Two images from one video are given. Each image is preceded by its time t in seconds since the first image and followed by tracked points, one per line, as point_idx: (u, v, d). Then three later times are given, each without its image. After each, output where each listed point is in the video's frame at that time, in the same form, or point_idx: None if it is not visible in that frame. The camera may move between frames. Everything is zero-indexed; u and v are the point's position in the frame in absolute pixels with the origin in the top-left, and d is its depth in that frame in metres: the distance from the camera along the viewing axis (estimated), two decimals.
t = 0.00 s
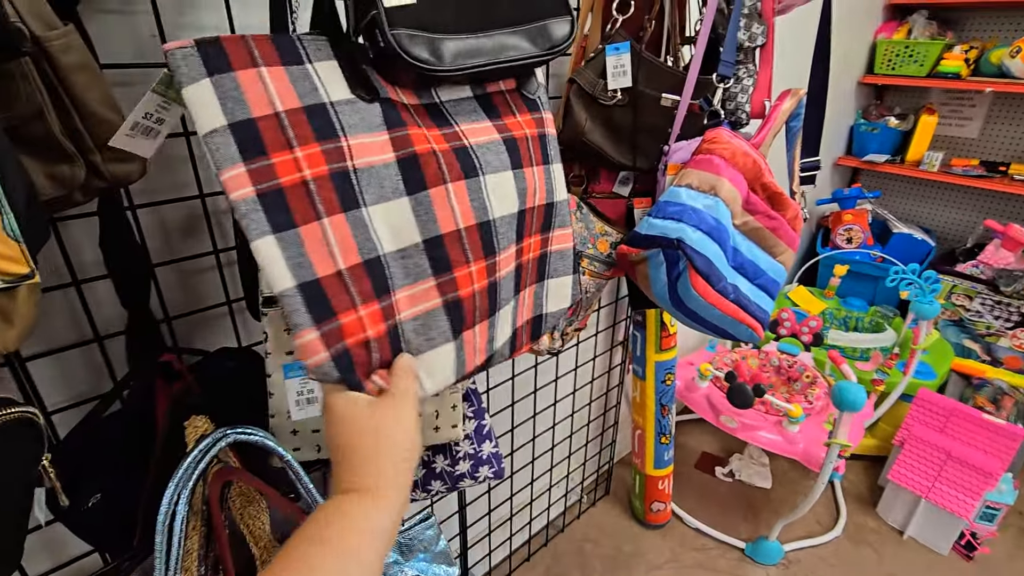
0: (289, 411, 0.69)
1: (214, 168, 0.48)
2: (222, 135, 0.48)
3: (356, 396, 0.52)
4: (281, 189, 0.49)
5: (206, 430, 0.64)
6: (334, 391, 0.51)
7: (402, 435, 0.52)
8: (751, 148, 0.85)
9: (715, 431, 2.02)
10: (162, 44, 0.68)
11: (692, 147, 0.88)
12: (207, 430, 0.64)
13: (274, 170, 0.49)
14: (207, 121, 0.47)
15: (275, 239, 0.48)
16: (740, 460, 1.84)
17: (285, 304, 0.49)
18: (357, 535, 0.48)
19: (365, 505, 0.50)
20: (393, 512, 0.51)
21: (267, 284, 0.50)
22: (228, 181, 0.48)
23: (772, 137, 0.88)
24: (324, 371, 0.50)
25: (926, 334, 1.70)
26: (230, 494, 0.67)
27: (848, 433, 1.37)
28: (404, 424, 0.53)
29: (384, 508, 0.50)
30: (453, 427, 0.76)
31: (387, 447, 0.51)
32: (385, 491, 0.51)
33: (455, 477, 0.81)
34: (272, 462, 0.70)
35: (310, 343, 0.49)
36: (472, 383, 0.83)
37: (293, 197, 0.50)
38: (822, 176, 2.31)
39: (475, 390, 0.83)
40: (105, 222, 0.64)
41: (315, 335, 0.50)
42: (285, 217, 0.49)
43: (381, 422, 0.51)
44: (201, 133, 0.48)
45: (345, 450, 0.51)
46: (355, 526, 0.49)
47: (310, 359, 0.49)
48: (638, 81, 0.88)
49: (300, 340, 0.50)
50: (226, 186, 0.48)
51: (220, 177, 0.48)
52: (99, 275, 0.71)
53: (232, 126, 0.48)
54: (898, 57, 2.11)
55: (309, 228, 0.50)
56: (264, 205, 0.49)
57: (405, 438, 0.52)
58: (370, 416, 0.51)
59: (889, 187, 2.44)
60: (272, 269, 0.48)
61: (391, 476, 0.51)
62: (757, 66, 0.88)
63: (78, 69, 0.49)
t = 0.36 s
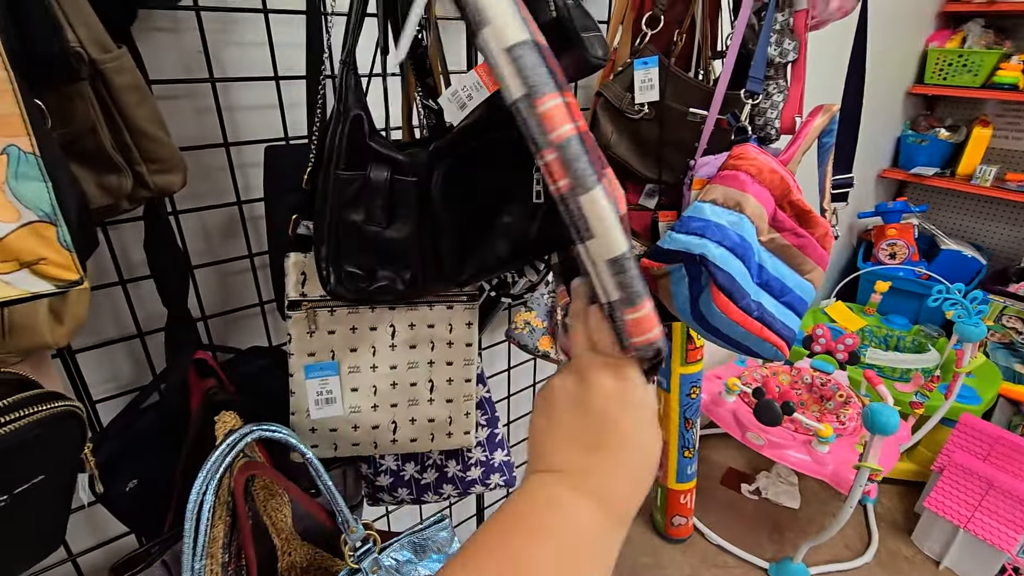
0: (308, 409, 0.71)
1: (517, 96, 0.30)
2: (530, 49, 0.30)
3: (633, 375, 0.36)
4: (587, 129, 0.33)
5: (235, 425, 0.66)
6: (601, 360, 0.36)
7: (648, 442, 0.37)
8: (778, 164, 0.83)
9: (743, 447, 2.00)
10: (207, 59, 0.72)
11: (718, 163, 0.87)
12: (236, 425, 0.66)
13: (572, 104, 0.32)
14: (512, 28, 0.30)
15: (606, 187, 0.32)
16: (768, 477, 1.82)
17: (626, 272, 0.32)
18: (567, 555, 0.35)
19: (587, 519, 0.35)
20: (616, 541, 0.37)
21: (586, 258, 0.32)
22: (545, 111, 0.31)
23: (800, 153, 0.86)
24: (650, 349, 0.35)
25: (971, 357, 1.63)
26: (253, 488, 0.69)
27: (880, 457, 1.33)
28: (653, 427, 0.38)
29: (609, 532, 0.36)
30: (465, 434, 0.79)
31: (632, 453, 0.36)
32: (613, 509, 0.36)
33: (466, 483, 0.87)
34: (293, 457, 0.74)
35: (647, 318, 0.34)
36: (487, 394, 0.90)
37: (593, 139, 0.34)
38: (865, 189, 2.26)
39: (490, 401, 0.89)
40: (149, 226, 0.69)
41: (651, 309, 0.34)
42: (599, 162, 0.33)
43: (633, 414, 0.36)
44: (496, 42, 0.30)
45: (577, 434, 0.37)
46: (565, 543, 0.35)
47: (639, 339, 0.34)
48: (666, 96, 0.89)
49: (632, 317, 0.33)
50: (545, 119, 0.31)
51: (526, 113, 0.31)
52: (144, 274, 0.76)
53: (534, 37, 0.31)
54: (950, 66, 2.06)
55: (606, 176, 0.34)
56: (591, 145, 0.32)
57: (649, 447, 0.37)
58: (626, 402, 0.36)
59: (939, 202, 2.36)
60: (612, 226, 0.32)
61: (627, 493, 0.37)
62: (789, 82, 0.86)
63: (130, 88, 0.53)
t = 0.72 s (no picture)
0: (311, 395, 0.73)
1: (593, 49, 0.37)
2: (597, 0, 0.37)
3: (727, 327, 0.37)
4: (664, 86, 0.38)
5: (245, 412, 0.66)
6: (696, 305, 0.38)
7: (743, 396, 0.35)
8: (798, 155, 0.81)
9: (759, 446, 1.97)
10: (219, 47, 0.72)
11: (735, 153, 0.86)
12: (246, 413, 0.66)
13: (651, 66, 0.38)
14: None
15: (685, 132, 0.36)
16: (784, 477, 1.79)
17: (720, 218, 0.36)
18: (669, 499, 0.30)
19: (686, 464, 0.32)
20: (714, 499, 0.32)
21: (678, 203, 0.37)
22: (622, 60, 0.36)
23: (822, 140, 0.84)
24: (752, 298, 0.37)
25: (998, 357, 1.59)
26: (263, 476, 0.69)
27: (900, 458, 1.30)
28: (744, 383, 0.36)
29: (708, 485, 0.32)
30: (467, 426, 0.81)
31: (728, 400, 0.35)
32: (710, 459, 0.33)
33: (470, 477, 0.88)
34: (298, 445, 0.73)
35: (746, 263, 0.36)
36: (492, 388, 0.88)
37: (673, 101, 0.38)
38: (889, 185, 2.23)
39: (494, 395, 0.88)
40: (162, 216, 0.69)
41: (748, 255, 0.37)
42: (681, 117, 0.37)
43: (727, 360, 0.36)
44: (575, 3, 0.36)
45: (671, 377, 0.35)
46: (667, 484, 0.31)
47: (741, 286, 0.36)
48: (682, 86, 0.87)
49: (731, 263, 0.36)
50: (622, 67, 0.36)
51: (602, 64, 0.37)
52: (157, 262, 0.76)
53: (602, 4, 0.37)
54: (979, 57, 2.02)
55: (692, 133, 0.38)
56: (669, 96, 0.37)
57: (744, 402, 0.35)
58: (721, 349, 0.36)
59: (965, 198, 2.31)
60: (701, 169, 0.35)
61: (725, 446, 0.34)
62: (809, 70, 0.85)
63: (139, 74, 0.53)
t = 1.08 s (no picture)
0: (292, 395, 0.72)
1: (410, 107, 0.28)
2: (419, 54, 0.28)
3: (584, 370, 0.32)
4: (497, 121, 0.29)
5: (216, 412, 0.66)
6: (546, 350, 0.32)
7: (604, 436, 0.32)
8: (787, 143, 0.80)
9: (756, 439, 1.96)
10: (190, 38, 0.70)
11: (723, 142, 0.84)
12: (217, 412, 0.65)
13: (478, 95, 0.29)
14: (392, 35, 0.28)
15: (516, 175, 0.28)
16: (781, 472, 1.78)
17: (548, 261, 0.29)
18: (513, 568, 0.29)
19: (537, 520, 0.30)
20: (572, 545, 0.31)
21: (505, 251, 0.29)
22: (438, 113, 0.28)
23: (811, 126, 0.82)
24: (593, 335, 0.31)
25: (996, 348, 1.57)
26: (239, 476, 0.68)
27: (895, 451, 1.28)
28: (609, 419, 0.33)
29: (563, 536, 0.31)
30: (453, 422, 0.80)
31: (585, 446, 0.31)
32: (566, 510, 0.31)
33: (457, 473, 0.86)
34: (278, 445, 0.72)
35: (580, 305, 0.30)
36: (478, 382, 0.87)
37: (509, 128, 0.29)
38: (888, 176, 2.20)
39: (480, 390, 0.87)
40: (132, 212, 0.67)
41: (582, 294, 0.30)
42: (513, 152, 0.29)
43: (579, 405, 0.32)
44: (388, 60, 0.28)
45: (524, 428, 0.32)
46: (512, 547, 0.29)
47: (576, 327, 0.30)
48: (668, 75, 0.85)
49: (560, 306, 0.29)
50: (438, 122, 0.28)
51: (422, 123, 0.28)
52: (132, 260, 0.75)
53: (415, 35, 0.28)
54: (979, 45, 1.99)
55: (532, 164, 0.29)
56: (495, 135, 0.28)
57: (603, 441, 0.32)
58: (574, 395, 0.31)
59: (964, 188, 2.28)
60: (523, 215, 0.28)
61: (582, 494, 0.31)
62: (797, 56, 0.83)
63: (98, 64, 0.52)
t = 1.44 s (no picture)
0: (266, 395, 0.70)
1: (345, 99, 0.29)
2: (344, 38, 0.28)
3: (546, 370, 0.32)
4: (442, 112, 0.30)
5: (185, 413, 0.64)
6: (505, 350, 0.32)
7: (565, 437, 0.33)
8: (774, 132, 0.77)
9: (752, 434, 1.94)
10: (156, 28, 0.68)
11: (711, 131, 0.82)
12: (186, 413, 0.63)
13: (416, 83, 0.29)
14: (312, 18, 0.28)
15: (458, 165, 0.29)
16: (777, 466, 1.76)
17: (497, 254, 0.29)
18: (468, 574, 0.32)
19: (492, 524, 0.33)
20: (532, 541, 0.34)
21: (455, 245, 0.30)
22: (371, 105, 0.28)
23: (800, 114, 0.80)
24: (554, 336, 0.31)
25: (993, 340, 1.55)
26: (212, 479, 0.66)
27: (890, 445, 1.26)
28: (571, 420, 0.33)
29: (520, 536, 0.33)
30: (434, 420, 0.78)
31: (543, 452, 0.33)
32: (522, 512, 0.33)
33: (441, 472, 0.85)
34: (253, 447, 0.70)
35: (536, 303, 0.29)
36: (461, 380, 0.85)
37: (456, 119, 0.30)
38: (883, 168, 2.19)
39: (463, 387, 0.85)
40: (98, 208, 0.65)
41: (540, 288, 0.30)
42: (456, 146, 0.29)
43: (541, 410, 0.32)
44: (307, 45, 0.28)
45: (482, 435, 0.33)
46: (468, 552, 0.32)
47: (532, 324, 0.30)
48: (654, 62, 0.83)
49: (515, 303, 0.29)
50: (372, 113, 0.28)
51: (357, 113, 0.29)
52: (102, 257, 0.73)
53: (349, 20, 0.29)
54: (976, 33, 1.96)
55: (478, 156, 0.30)
56: (431, 119, 0.29)
57: (565, 446, 0.33)
58: (533, 397, 0.32)
59: (961, 178, 2.26)
60: (467, 208, 0.29)
61: (542, 495, 0.33)
62: (785, 42, 0.81)
63: (49, 52, 0.49)
